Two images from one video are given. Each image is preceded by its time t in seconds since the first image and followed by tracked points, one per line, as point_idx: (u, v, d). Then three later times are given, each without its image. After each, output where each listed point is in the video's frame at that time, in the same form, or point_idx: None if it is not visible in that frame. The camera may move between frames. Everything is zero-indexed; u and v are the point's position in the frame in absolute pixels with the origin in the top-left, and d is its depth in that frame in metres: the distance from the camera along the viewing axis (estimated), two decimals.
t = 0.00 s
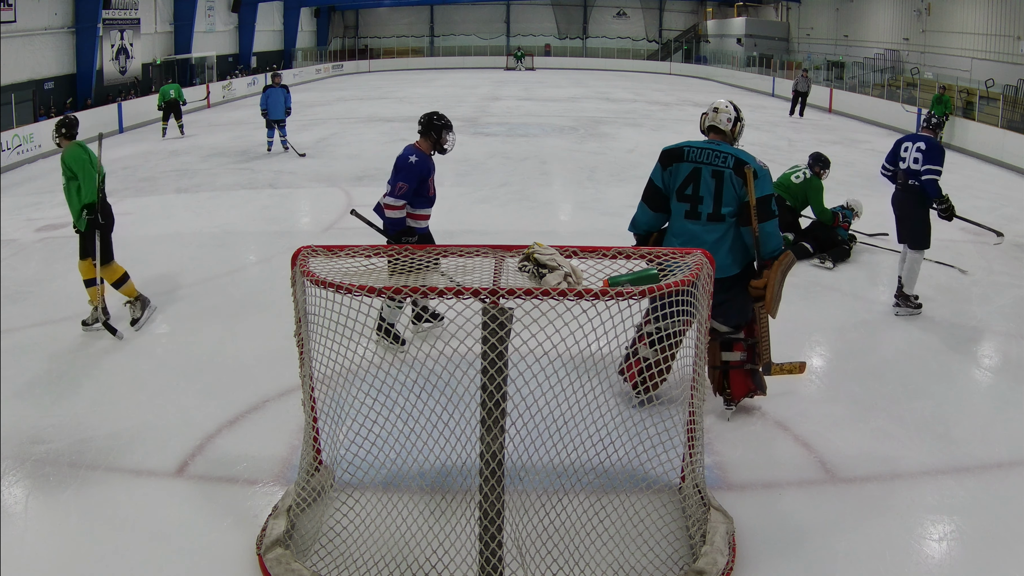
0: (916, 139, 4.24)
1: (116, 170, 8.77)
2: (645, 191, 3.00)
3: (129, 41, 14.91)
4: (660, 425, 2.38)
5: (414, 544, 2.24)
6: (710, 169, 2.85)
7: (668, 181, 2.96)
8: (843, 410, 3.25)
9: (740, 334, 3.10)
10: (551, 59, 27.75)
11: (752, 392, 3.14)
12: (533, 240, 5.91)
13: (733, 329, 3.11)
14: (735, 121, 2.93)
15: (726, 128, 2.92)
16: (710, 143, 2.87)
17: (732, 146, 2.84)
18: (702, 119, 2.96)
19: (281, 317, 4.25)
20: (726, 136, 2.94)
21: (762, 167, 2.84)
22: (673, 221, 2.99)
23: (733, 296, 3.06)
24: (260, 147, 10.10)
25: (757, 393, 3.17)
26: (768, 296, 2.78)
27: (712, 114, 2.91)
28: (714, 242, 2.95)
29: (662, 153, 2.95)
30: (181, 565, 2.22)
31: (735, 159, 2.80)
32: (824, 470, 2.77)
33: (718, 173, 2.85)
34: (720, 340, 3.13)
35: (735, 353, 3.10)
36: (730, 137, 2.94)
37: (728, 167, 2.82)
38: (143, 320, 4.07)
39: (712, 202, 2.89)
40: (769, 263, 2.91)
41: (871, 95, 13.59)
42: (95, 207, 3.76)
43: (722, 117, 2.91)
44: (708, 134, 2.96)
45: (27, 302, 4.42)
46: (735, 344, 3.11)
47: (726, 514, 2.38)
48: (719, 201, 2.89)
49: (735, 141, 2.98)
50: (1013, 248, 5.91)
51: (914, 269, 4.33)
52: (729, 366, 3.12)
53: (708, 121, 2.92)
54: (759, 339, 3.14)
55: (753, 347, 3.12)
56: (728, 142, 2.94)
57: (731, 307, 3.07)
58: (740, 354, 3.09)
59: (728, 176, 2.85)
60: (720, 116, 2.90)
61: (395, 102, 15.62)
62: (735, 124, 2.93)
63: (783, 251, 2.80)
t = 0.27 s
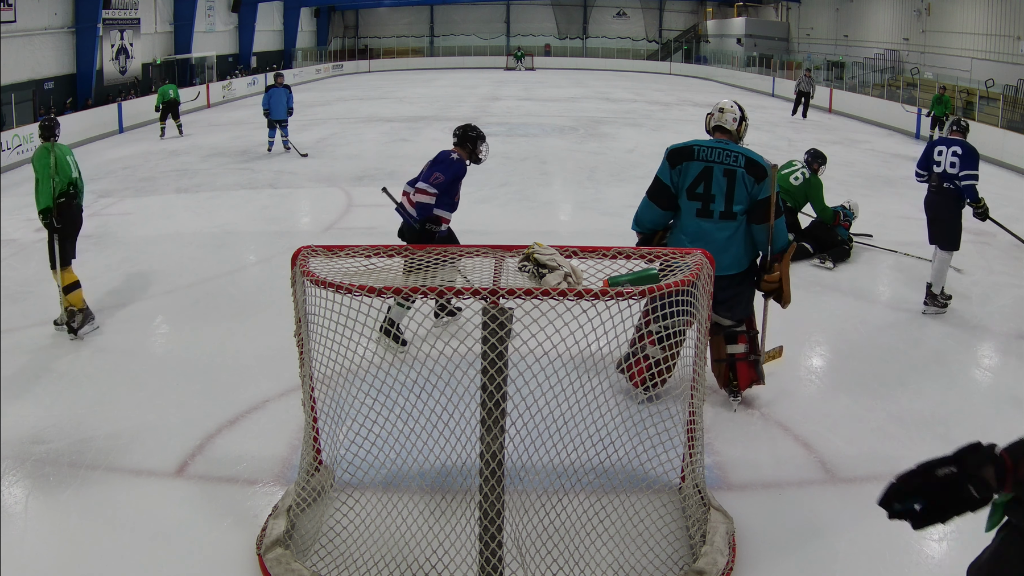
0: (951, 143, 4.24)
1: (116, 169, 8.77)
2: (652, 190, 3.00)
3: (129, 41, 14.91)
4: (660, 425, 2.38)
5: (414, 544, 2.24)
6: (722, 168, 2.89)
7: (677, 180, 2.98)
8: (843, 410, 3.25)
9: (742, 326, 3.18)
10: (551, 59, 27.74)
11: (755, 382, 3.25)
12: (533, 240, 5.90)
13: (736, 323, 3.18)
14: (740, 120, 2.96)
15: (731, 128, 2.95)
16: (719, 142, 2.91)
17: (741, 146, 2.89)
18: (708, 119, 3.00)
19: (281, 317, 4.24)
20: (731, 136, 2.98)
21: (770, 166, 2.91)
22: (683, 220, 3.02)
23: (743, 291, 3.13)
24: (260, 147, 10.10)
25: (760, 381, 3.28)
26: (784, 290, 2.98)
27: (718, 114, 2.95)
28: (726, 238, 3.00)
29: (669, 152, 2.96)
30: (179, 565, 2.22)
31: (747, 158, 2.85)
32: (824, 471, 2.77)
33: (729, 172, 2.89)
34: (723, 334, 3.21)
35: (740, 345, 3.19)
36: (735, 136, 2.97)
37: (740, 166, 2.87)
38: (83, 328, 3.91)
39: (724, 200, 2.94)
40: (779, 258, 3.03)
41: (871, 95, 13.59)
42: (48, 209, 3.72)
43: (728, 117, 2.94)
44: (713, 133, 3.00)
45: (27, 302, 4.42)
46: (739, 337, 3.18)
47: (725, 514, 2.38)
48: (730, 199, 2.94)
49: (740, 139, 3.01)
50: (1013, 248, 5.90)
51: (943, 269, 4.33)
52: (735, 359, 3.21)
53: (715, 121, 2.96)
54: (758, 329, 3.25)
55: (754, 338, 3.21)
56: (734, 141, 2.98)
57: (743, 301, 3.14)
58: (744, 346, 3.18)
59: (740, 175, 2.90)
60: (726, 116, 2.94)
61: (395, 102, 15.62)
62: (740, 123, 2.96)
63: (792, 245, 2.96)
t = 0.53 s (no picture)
0: (979, 144, 4.42)
1: (116, 169, 8.77)
2: (656, 190, 2.99)
3: (129, 41, 14.91)
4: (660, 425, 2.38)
5: (414, 544, 2.24)
6: (726, 168, 2.90)
7: (680, 180, 2.97)
8: (843, 410, 3.25)
9: (743, 320, 3.27)
10: (551, 59, 27.74)
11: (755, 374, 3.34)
12: (533, 240, 5.90)
13: (738, 318, 3.24)
14: (739, 119, 2.98)
15: (731, 127, 2.96)
16: (720, 141, 2.92)
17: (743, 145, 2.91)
18: (706, 119, 2.99)
19: (281, 317, 4.24)
20: (731, 135, 2.98)
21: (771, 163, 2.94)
22: (688, 219, 3.02)
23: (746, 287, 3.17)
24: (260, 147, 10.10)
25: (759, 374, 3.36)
26: (788, 282, 3.03)
27: (717, 114, 2.95)
28: (732, 236, 3.02)
29: (671, 153, 2.95)
30: (179, 566, 2.21)
31: (750, 157, 2.87)
32: (824, 471, 2.77)
33: (734, 171, 2.90)
34: (725, 328, 3.28)
35: (742, 339, 3.27)
36: (735, 135, 2.98)
37: (744, 165, 2.89)
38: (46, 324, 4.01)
39: (729, 199, 2.95)
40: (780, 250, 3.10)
41: (871, 95, 13.59)
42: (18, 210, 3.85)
43: (727, 116, 2.95)
44: (711, 132, 3.01)
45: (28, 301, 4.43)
46: (741, 331, 3.26)
47: (725, 513, 2.38)
48: (734, 198, 2.95)
49: (738, 138, 3.03)
50: (1013, 248, 5.90)
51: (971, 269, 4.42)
52: (737, 353, 3.28)
53: (714, 121, 2.96)
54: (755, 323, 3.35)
55: (753, 332, 3.30)
56: (733, 141, 2.98)
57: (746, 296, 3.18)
58: (746, 339, 3.26)
59: (743, 174, 2.91)
60: (725, 115, 2.95)
61: (395, 102, 15.62)
62: (738, 122, 2.98)
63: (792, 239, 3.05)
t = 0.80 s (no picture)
0: (1003, 149, 5.09)
1: (116, 169, 8.77)
2: (655, 192, 2.98)
3: (129, 41, 14.90)
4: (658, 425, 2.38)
5: (414, 544, 2.24)
6: (724, 166, 2.92)
7: (679, 180, 2.98)
8: (843, 410, 3.25)
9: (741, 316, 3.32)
10: (551, 59, 27.74)
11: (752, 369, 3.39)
12: (532, 240, 5.91)
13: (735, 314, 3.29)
14: (734, 117, 3.01)
15: (727, 125, 2.99)
16: (716, 140, 2.94)
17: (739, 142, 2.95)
18: (701, 117, 3.01)
19: (281, 318, 4.24)
20: (727, 133, 3.01)
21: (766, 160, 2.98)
22: (688, 218, 3.03)
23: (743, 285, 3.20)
24: (260, 147, 10.10)
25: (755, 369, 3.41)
26: (785, 275, 3.07)
27: (713, 112, 2.98)
28: (731, 233, 3.04)
29: (668, 153, 2.95)
30: (180, 565, 2.21)
31: (747, 155, 2.91)
32: (824, 470, 2.77)
33: (731, 169, 2.93)
34: (723, 325, 3.32)
35: (739, 335, 3.32)
36: (730, 132, 3.01)
37: (740, 164, 2.92)
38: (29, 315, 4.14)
39: (727, 197, 2.98)
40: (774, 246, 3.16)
41: (871, 95, 13.60)
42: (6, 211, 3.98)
43: (723, 113, 2.98)
44: (707, 131, 3.02)
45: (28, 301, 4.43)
46: (738, 327, 3.31)
47: (725, 513, 2.38)
48: (733, 196, 2.98)
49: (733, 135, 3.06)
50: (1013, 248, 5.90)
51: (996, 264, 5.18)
52: (735, 349, 3.31)
53: (710, 119, 2.98)
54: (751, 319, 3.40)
55: (749, 328, 3.36)
56: (729, 138, 3.01)
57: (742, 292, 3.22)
58: (743, 335, 3.30)
59: (740, 172, 2.95)
60: (721, 113, 2.98)
61: (395, 102, 15.62)
62: (733, 120, 3.01)
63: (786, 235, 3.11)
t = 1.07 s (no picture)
0: None
1: (117, 170, 8.77)
2: (651, 191, 2.97)
3: (129, 41, 14.90)
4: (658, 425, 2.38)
5: (414, 544, 2.24)
6: (720, 164, 2.93)
7: (674, 179, 2.99)
8: (843, 410, 3.25)
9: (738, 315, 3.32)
10: (551, 59, 27.74)
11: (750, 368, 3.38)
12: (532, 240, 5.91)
13: (733, 313, 3.29)
14: (728, 115, 3.03)
15: (722, 123, 3.00)
16: (711, 138, 2.95)
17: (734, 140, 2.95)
18: (696, 116, 3.02)
19: (281, 318, 4.24)
20: (721, 131, 3.02)
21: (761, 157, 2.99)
22: (685, 217, 3.04)
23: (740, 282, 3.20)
24: (260, 147, 10.10)
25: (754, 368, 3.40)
26: (784, 273, 3.10)
27: (708, 111, 2.99)
28: (728, 231, 3.05)
29: (664, 153, 2.96)
30: (179, 566, 2.22)
31: (742, 151, 2.91)
32: (824, 471, 2.77)
33: (727, 167, 2.94)
34: (721, 323, 3.32)
35: (737, 333, 3.31)
36: (725, 130, 3.02)
37: (736, 161, 2.93)
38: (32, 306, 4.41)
39: (723, 195, 2.98)
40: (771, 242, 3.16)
41: (871, 95, 13.59)
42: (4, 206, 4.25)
43: (718, 112, 2.99)
44: (702, 129, 3.04)
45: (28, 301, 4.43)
46: (736, 326, 3.31)
47: (725, 514, 2.38)
48: (728, 193, 2.99)
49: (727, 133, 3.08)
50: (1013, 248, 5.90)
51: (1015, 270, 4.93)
52: (733, 347, 3.31)
53: (705, 118, 2.99)
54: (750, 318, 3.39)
55: (747, 327, 3.35)
56: (723, 136, 3.03)
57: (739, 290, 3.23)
58: (741, 333, 3.30)
59: (736, 169, 2.95)
60: (716, 111, 2.98)
61: (395, 102, 15.62)
62: (727, 119, 3.02)
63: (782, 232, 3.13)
